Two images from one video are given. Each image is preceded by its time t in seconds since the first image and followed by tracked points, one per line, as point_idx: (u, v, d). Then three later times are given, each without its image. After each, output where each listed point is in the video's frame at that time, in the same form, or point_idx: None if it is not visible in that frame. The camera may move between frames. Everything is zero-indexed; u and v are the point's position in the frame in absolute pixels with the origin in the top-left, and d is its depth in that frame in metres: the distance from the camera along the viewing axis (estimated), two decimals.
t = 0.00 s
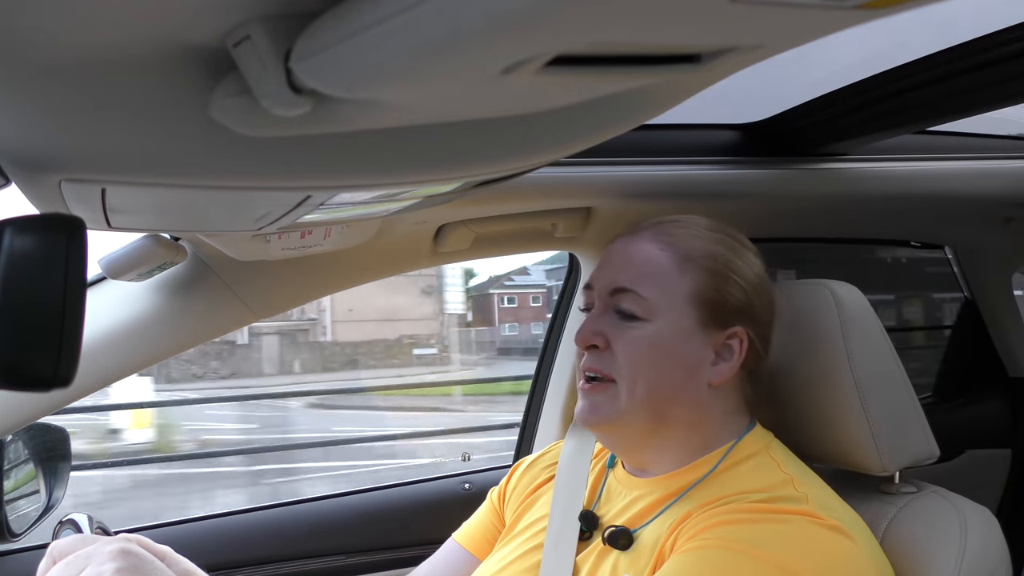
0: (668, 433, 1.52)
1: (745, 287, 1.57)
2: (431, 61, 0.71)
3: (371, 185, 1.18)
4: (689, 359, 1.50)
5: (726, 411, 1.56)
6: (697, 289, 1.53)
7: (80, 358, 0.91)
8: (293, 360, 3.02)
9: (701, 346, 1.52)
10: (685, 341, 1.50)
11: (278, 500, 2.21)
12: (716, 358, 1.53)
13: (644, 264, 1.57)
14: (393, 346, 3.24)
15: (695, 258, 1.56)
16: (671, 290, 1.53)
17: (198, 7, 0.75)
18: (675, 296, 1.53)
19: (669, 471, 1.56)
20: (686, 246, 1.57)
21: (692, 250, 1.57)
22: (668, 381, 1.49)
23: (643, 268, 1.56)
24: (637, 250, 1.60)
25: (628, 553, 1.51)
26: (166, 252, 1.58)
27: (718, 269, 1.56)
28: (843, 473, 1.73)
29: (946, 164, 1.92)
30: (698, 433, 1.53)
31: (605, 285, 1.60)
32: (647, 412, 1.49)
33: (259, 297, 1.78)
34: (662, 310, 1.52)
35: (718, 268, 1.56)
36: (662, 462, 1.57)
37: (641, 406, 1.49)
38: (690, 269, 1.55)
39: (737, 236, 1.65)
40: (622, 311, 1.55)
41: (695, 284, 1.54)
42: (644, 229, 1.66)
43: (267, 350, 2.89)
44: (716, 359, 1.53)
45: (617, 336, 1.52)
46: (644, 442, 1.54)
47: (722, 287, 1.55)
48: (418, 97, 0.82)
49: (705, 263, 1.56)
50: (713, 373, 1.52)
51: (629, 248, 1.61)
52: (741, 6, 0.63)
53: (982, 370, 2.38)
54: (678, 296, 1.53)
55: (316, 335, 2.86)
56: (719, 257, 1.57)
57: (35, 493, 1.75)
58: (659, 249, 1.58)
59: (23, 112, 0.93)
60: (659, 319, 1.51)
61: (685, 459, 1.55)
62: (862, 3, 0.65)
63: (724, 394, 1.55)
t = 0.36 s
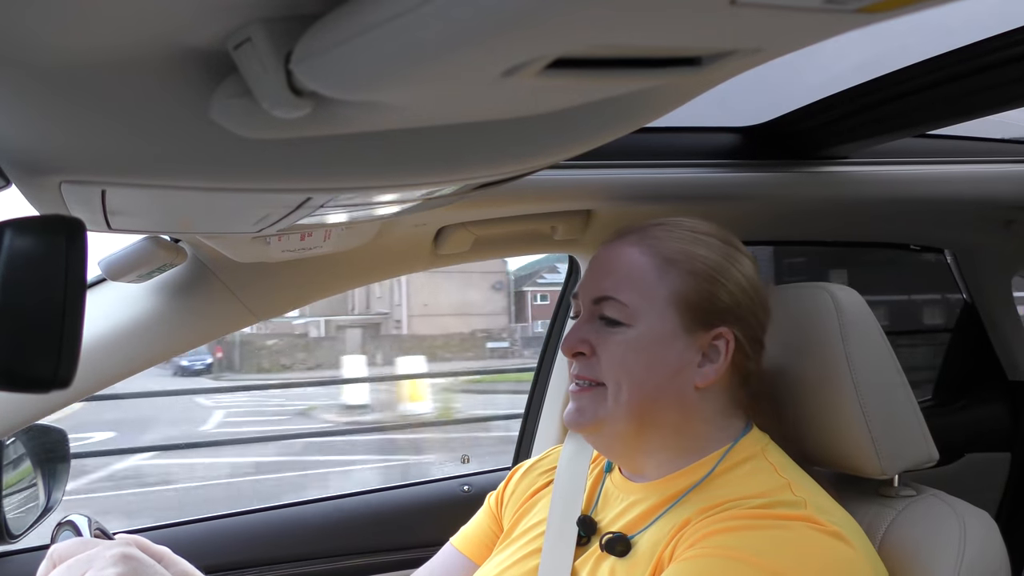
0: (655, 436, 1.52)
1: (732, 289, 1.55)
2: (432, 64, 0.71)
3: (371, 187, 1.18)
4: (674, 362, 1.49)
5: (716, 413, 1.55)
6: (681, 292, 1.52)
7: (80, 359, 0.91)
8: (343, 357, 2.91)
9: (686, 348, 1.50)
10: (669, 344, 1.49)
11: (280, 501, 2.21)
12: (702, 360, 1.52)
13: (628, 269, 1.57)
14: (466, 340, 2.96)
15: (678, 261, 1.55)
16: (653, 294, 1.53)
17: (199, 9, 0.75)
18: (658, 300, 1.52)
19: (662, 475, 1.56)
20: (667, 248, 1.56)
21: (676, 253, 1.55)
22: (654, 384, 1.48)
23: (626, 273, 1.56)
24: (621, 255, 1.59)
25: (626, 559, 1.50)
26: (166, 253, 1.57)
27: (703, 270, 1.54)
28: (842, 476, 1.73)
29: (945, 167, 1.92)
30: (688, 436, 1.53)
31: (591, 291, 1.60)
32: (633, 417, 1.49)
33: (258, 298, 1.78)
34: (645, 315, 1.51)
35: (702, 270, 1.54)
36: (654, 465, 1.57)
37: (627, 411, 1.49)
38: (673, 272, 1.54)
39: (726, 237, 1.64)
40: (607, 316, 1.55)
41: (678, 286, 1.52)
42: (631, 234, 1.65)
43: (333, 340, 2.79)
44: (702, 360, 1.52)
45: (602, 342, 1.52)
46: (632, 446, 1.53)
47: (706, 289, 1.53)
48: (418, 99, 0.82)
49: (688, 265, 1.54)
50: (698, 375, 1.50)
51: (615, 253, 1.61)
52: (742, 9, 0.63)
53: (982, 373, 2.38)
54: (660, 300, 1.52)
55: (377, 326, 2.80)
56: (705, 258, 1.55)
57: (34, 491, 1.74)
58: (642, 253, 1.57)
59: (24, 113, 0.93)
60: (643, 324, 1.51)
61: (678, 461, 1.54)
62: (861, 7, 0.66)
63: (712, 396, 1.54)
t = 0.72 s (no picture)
0: (649, 438, 1.52)
1: (729, 291, 1.54)
2: (431, 62, 0.71)
3: (370, 185, 1.18)
4: (668, 364, 1.49)
5: (711, 416, 1.55)
6: (677, 294, 1.52)
7: (79, 355, 0.91)
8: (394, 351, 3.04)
9: (681, 351, 1.50)
10: (663, 346, 1.49)
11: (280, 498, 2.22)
12: (696, 363, 1.51)
13: (625, 269, 1.57)
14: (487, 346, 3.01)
15: (676, 262, 1.55)
16: (648, 295, 1.52)
17: (199, 7, 0.75)
18: (654, 302, 1.52)
19: (657, 476, 1.56)
20: (665, 250, 1.56)
21: (673, 254, 1.55)
22: (647, 386, 1.48)
23: (623, 274, 1.56)
24: (620, 256, 1.59)
25: (621, 560, 1.50)
26: (165, 249, 1.57)
27: (700, 272, 1.54)
28: (839, 476, 1.73)
29: (945, 168, 1.92)
30: (682, 438, 1.53)
31: (588, 291, 1.60)
32: (626, 418, 1.49)
33: (258, 295, 1.78)
34: (641, 316, 1.51)
35: (699, 271, 1.54)
36: (649, 467, 1.57)
37: (621, 411, 1.49)
38: (670, 274, 1.53)
39: (726, 239, 1.63)
40: (603, 317, 1.55)
41: (675, 289, 1.52)
42: (630, 234, 1.65)
43: (414, 330, 3.02)
44: (697, 363, 1.51)
45: (597, 342, 1.53)
46: (626, 446, 1.53)
47: (703, 291, 1.53)
48: (418, 97, 0.82)
49: (686, 266, 1.54)
50: (693, 378, 1.50)
51: (613, 254, 1.61)
52: (742, 9, 0.63)
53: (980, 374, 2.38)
54: (656, 302, 1.52)
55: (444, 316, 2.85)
56: (703, 260, 1.55)
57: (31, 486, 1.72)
58: (640, 255, 1.57)
59: (24, 110, 0.93)
60: (638, 325, 1.51)
61: (672, 462, 1.54)
62: (861, 8, 0.65)
63: (707, 399, 1.54)
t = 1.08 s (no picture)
0: (644, 438, 1.50)
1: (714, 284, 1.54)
2: (433, 63, 0.71)
3: (371, 185, 1.17)
4: (656, 360, 1.48)
5: (706, 411, 1.53)
6: (662, 291, 1.52)
7: (79, 351, 0.91)
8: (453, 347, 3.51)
9: (668, 346, 1.49)
10: (649, 343, 1.49)
11: (280, 498, 2.22)
12: (685, 357, 1.50)
13: (609, 272, 1.57)
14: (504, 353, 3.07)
15: (659, 261, 1.55)
16: (632, 294, 1.53)
17: (201, 6, 0.75)
18: (637, 300, 1.52)
19: (658, 479, 1.55)
20: (647, 250, 1.57)
21: (658, 254, 1.56)
22: (637, 383, 1.47)
23: (608, 277, 1.57)
24: (604, 261, 1.60)
25: (619, 564, 1.51)
26: (164, 248, 1.57)
27: (682, 267, 1.54)
28: (838, 481, 1.73)
29: (946, 173, 1.92)
30: (679, 436, 1.51)
31: (577, 298, 1.60)
32: (620, 419, 1.48)
33: (257, 294, 1.78)
34: (626, 315, 1.52)
35: (681, 267, 1.54)
36: (649, 469, 1.55)
37: (614, 413, 1.48)
38: (653, 271, 1.54)
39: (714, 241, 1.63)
40: (590, 321, 1.56)
41: (658, 286, 1.52)
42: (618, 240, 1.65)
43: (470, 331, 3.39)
44: (686, 357, 1.50)
45: (586, 347, 1.53)
46: (623, 449, 1.52)
47: (688, 287, 1.53)
48: (419, 98, 0.82)
49: (668, 263, 1.54)
50: (682, 371, 1.49)
51: (599, 259, 1.62)
52: (745, 12, 0.63)
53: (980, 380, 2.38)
54: (641, 300, 1.52)
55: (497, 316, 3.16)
56: (685, 256, 1.55)
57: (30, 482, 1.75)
58: (623, 257, 1.58)
59: (25, 107, 0.93)
60: (623, 324, 1.51)
61: (672, 464, 1.53)
62: (864, 12, 0.66)
63: (700, 393, 1.52)
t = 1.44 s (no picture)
0: (640, 435, 1.50)
1: (706, 280, 1.54)
2: (429, 60, 0.71)
3: (369, 183, 1.17)
4: (650, 356, 1.48)
5: (701, 408, 1.53)
6: (656, 287, 1.52)
7: (76, 350, 0.91)
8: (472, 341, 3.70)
9: (661, 342, 1.49)
10: (643, 340, 1.49)
11: (279, 498, 2.22)
12: (680, 353, 1.50)
13: (603, 270, 1.57)
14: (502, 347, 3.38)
15: (652, 257, 1.55)
16: (625, 291, 1.53)
17: (197, 4, 0.75)
18: (631, 297, 1.52)
19: (655, 476, 1.55)
20: (640, 246, 1.57)
21: (652, 250, 1.56)
22: (630, 381, 1.47)
23: (602, 274, 1.57)
24: (598, 257, 1.61)
25: (614, 561, 1.51)
26: (161, 247, 1.57)
27: (674, 264, 1.54)
28: (835, 477, 1.73)
29: (942, 170, 1.92)
30: (674, 433, 1.51)
31: (572, 295, 1.61)
32: (615, 416, 1.48)
33: (255, 293, 1.78)
34: (619, 312, 1.52)
35: (673, 263, 1.54)
36: (646, 466, 1.55)
37: (608, 410, 1.48)
38: (645, 268, 1.54)
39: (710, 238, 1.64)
40: (584, 319, 1.56)
41: (652, 282, 1.52)
42: (613, 237, 1.66)
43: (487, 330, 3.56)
44: (680, 354, 1.50)
45: (580, 344, 1.53)
46: (619, 446, 1.52)
47: (681, 283, 1.53)
48: (416, 95, 0.82)
49: (660, 259, 1.55)
50: (676, 368, 1.49)
51: (593, 257, 1.62)
52: (741, 9, 0.63)
53: (976, 376, 2.39)
54: (634, 296, 1.52)
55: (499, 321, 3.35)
56: (677, 252, 1.56)
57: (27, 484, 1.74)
58: (618, 253, 1.58)
59: (22, 106, 0.93)
60: (616, 321, 1.51)
61: (669, 461, 1.53)
62: (859, 9, 0.66)
63: (696, 389, 1.52)
